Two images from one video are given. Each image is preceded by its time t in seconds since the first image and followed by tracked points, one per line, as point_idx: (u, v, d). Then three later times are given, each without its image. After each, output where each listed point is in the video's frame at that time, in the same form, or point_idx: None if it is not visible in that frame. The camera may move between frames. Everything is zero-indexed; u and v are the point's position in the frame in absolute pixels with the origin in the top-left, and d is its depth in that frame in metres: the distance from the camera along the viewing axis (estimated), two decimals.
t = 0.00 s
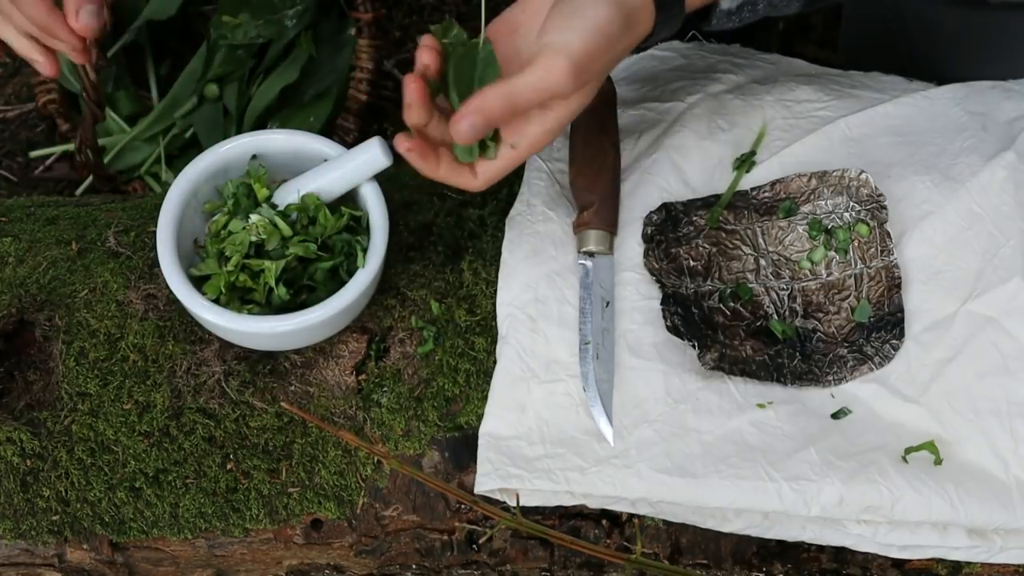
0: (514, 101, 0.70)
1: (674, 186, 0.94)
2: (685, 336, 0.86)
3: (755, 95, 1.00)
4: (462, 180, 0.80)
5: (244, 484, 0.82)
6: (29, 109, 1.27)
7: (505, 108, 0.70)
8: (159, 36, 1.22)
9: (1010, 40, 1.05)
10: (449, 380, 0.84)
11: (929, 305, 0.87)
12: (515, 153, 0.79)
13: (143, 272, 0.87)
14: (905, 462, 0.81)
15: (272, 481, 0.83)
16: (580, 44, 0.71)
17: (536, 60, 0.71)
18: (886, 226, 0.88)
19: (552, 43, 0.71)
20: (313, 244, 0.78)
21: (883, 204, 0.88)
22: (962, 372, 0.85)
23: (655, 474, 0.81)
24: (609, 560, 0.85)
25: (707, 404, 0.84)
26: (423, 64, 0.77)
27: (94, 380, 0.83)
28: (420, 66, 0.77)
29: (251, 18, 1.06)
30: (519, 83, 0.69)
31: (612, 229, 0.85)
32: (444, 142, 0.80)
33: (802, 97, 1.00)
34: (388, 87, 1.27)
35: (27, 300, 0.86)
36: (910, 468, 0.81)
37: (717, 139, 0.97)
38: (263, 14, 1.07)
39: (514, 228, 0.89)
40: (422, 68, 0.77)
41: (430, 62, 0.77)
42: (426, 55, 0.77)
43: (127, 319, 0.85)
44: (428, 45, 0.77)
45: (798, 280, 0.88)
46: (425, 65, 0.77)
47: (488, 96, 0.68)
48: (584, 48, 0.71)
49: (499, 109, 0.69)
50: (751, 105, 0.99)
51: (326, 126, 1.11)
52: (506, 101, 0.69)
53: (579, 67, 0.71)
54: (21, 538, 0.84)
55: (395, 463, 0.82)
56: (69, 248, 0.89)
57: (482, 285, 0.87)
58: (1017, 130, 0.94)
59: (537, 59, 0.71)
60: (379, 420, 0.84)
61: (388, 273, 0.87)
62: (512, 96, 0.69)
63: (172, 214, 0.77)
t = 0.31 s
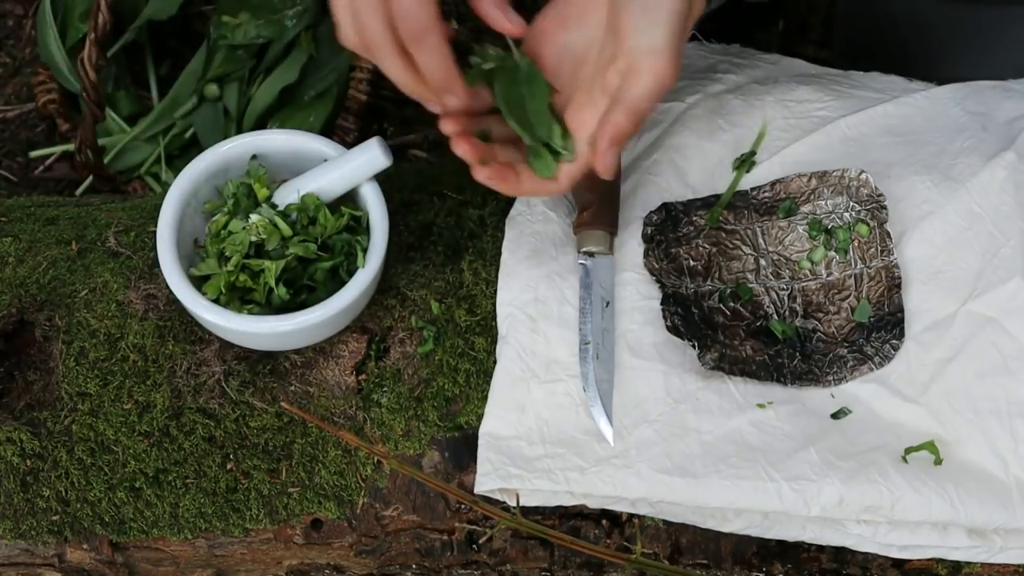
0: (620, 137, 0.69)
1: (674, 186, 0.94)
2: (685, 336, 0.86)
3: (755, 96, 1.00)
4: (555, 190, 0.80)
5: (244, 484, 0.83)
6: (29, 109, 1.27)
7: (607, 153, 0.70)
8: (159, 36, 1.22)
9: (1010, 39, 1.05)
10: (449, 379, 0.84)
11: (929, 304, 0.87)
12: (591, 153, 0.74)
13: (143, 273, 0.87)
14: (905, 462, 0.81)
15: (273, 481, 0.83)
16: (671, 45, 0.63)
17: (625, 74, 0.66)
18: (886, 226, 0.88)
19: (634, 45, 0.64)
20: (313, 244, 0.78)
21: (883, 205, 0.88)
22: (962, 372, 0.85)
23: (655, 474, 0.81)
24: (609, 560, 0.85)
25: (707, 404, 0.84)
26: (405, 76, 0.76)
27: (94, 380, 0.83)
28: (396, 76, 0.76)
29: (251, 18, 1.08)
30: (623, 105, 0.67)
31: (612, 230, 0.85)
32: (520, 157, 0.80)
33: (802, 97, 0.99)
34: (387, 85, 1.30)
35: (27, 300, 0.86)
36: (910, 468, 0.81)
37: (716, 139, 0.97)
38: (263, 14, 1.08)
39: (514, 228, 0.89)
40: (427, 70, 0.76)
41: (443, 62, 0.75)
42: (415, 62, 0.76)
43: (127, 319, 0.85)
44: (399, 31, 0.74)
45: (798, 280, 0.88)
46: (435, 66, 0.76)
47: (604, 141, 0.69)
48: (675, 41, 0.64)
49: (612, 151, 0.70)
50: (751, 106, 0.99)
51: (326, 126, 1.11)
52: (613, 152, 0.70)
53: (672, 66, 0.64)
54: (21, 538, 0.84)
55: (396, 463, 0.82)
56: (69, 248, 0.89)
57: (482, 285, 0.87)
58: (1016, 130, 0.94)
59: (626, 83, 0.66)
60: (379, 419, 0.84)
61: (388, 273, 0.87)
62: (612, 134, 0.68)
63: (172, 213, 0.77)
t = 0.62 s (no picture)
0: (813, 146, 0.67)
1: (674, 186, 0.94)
2: (685, 336, 0.87)
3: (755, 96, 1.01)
4: (701, 226, 0.76)
5: (244, 484, 0.82)
6: (29, 109, 1.27)
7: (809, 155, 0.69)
8: (159, 36, 1.22)
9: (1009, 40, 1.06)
10: (449, 379, 0.84)
11: (928, 304, 0.87)
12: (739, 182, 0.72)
13: (143, 272, 0.87)
14: (905, 462, 0.81)
15: (273, 481, 0.83)
16: (856, 68, 0.65)
17: (828, 95, 0.66)
18: (886, 226, 0.88)
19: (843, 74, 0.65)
20: (313, 244, 0.78)
21: (883, 204, 0.87)
22: (962, 372, 0.85)
23: (655, 474, 0.81)
24: (609, 560, 0.85)
25: (707, 404, 0.84)
26: (581, 176, 0.75)
27: (94, 380, 0.83)
28: (577, 181, 0.75)
29: (251, 18, 1.08)
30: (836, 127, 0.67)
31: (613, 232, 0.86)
32: (655, 212, 0.78)
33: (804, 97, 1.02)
34: (387, 86, 1.30)
35: (27, 300, 0.86)
36: (910, 468, 0.81)
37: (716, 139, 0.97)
38: (263, 14, 1.08)
39: (514, 228, 0.89)
40: (600, 167, 0.72)
41: (606, 150, 0.71)
42: (569, 168, 0.74)
43: (127, 319, 0.85)
44: (552, 130, 0.72)
45: (798, 280, 0.88)
46: (603, 163, 0.71)
47: (787, 149, 0.67)
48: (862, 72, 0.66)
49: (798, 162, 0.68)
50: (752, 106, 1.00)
51: (326, 126, 1.11)
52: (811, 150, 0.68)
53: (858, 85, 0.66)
54: (21, 537, 0.84)
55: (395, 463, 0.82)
56: (69, 248, 0.89)
57: (482, 285, 0.87)
58: (1017, 131, 0.93)
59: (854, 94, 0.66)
60: (379, 419, 0.84)
61: (388, 273, 0.87)
62: (808, 144, 0.67)
63: (171, 213, 0.77)
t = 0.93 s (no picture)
0: (727, 120, 0.66)
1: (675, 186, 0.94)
2: (685, 336, 0.87)
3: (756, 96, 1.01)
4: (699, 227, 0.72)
5: (244, 484, 0.82)
6: (29, 109, 1.27)
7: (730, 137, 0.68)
8: (159, 36, 1.22)
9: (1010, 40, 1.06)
10: (449, 379, 0.84)
11: (928, 305, 0.87)
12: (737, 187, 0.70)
13: (143, 272, 0.87)
14: (905, 462, 0.81)
15: (272, 481, 0.83)
16: (772, 55, 0.67)
17: (747, 73, 0.67)
18: (886, 226, 0.88)
19: (757, 56, 0.67)
20: (313, 244, 0.78)
21: (883, 205, 0.87)
22: (962, 372, 0.85)
23: (655, 474, 0.81)
24: (609, 560, 0.85)
25: (707, 404, 0.84)
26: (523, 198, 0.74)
27: (94, 380, 0.83)
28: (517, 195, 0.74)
29: (251, 19, 1.08)
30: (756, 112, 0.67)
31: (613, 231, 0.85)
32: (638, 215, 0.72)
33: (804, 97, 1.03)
34: (387, 86, 1.30)
35: (27, 300, 0.86)
36: (910, 468, 0.81)
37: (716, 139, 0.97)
38: (263, 15, 1.08)
39: (514, 228, 0.89)
40: (515, 189, 0.73)
41: (520, 174, 0.72)
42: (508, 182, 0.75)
43: (127, 319, 0.85)
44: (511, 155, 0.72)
45: (798, 280, 0.88)
46: (518, 180, 0.72)
47: (702, 118, 0.66)
48: (779, 59, 0.67)
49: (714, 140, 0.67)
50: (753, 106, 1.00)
51: (326, 126, 1.11)
52: (723, 126, 0.66)
53: (769, 71, 0.67)
54: (21, 537, 0.84)
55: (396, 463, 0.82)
56: (69, 248, 0.89)
57: (482, 285, 0.87)
58: (1017, 131, 0.94)
59: (773, 81, 0.67)
60: (379, 420, 0.84)
61: (388, 273, 0.87)
62: (719, 116, 0.66)
63: (172, 213, 0.77)
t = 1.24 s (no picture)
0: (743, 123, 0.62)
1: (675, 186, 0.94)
2: (685, 336, 0.86)
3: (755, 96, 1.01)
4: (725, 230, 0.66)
5: (244, 484, 0.82)
6: (29, 109, 1.27)
7: (746, 139, 0.63)
8: (160, 37, 1.22)
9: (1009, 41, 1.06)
10: (449, 380, 0.84)
11: (928, 305, 0.87)
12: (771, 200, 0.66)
13: (143, 272, 0.87)
14: (905, 462, 0.81)
15: (272, 481, 0.83)
16: (785, 68, 0.66)
17: (760, 85, 0.65)
18: (886, 226, 0.88)
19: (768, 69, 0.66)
20: (313, 244, 0.78)
21: (883, 204, 0.88)
22: (962, 372, 0.85)
23: (655, 474, 0.81)
24: (609, 560, 0.85)
25: (707, 404, 0.84)
26: (580, 203, 0.69)
27: (94, 380, 0.83)
28: (575, 208, 0.69)
29: (251, 18, 1.08)
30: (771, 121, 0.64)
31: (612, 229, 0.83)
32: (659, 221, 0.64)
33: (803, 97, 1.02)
34: (387, 86, 1.30)
35: (27, 300, 0.86)
36: (910, 468, 0.81)
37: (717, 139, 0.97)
38: (263, 14, 1.08)
39: (514, 228, 0.90)
40: (590, 172, 0.65)
41: (597, 156, 0.64)
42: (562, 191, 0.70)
43: (127, 319, 0.85)
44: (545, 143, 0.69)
45: (798, 280, 0.88)
46: (595, 163, 0.65)
47: (717, 119, 0.62)
48: (793, 71, 0.66)
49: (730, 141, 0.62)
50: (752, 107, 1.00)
51: (326, 127, 1.11)
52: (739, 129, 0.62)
53: (783, 82, 0.65)
54: (21, 537, 0.84)
55: (396, 463, 0.82)
56: (69, 248, 0.89)
57: (482, 285, 0.87)
58: (1017, 131, 0.94)
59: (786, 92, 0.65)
60: (379, 420, 0.84)
61: (388, 273, 0.87)
62: (735, 119, 0.62)
63: (171, 212, 0.77)
